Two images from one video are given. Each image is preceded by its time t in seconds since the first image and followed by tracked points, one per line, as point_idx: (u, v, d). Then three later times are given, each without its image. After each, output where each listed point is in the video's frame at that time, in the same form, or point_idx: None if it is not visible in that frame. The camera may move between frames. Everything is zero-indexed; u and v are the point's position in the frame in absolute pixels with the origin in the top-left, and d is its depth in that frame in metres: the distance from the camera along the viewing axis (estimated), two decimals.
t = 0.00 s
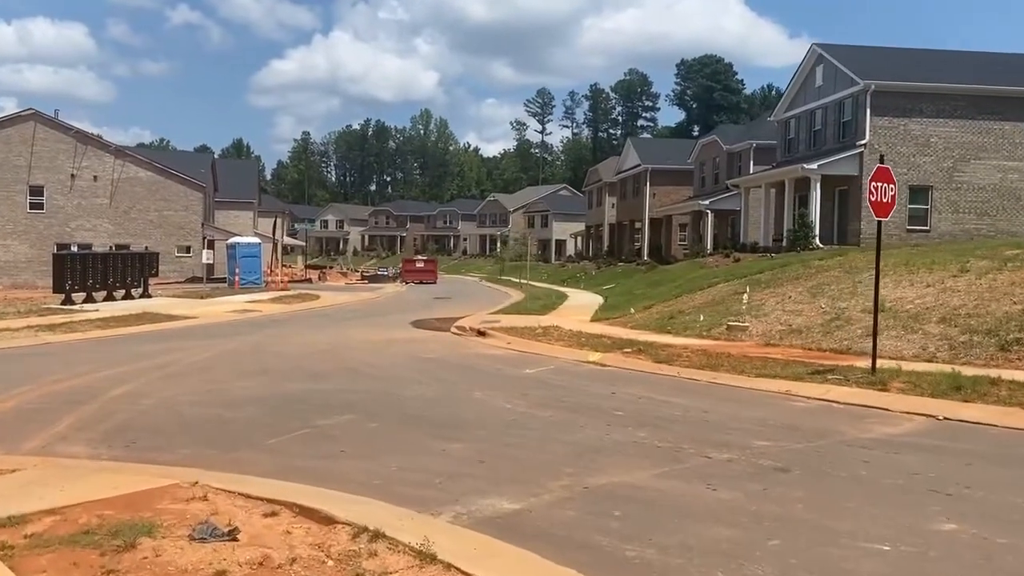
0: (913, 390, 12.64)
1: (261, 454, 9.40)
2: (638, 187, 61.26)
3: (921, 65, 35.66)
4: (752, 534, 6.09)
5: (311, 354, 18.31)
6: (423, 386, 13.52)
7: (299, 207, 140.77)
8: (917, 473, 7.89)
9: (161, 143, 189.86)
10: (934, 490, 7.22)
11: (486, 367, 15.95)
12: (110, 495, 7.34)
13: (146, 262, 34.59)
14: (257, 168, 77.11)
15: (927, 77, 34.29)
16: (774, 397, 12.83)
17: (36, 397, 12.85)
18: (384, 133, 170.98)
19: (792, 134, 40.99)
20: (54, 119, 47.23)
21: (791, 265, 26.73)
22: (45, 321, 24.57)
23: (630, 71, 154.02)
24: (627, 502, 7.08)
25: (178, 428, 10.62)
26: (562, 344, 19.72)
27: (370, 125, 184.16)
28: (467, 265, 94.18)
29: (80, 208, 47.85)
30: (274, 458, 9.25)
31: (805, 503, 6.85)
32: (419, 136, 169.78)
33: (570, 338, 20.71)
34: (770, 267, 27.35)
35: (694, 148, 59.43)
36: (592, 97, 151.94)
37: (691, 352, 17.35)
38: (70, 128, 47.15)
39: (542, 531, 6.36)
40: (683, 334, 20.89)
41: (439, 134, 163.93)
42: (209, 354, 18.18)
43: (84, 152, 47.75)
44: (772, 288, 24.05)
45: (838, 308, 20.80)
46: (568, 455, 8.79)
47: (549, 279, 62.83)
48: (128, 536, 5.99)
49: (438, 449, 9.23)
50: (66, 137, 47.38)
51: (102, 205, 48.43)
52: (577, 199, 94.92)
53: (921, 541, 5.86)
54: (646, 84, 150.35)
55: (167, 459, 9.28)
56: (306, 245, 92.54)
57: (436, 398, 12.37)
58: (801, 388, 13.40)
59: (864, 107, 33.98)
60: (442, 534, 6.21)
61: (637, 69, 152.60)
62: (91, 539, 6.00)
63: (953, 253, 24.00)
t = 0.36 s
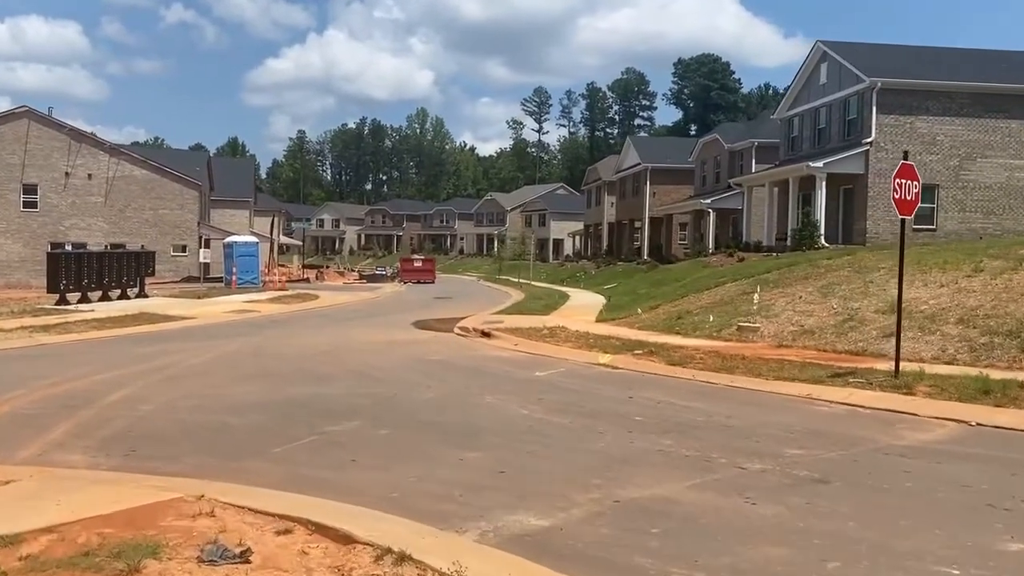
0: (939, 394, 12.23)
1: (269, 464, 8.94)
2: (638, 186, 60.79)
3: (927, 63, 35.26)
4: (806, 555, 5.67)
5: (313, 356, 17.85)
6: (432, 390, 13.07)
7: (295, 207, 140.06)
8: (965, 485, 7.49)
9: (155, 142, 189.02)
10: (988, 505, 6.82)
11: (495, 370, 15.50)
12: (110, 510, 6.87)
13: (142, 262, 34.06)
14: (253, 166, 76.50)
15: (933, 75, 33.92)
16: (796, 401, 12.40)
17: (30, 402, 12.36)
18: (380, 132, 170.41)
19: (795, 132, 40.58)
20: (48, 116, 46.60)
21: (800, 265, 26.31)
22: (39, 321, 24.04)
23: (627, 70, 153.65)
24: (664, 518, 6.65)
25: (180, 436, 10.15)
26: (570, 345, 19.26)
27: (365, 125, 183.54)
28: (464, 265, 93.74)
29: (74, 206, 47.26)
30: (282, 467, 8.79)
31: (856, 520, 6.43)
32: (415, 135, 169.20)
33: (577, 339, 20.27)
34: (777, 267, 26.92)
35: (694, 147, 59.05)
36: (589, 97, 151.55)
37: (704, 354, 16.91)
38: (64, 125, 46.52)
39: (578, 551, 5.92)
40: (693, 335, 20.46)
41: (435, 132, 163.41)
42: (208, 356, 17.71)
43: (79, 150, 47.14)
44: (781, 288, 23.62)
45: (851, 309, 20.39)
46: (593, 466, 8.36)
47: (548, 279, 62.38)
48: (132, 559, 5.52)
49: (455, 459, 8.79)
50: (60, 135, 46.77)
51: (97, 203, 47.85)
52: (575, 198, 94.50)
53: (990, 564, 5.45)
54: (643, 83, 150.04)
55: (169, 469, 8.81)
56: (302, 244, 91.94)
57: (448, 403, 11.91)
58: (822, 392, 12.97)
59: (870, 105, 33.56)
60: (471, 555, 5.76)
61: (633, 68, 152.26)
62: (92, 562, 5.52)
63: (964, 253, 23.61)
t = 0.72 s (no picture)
0: (968, 398, 11.84)
1: (279, 472, 8.51)
2: (638, 185, 60.38)
3: (934, 61, 34.91)
4: None
5: (317, 357, 17.42)
6: (443, 393, 12.65)
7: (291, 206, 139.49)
8: (1019, 497, 7.10)
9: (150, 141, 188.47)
10: None
11: (505, 372, 15.08)
12: (113, 524, 6.43)
13: (139, 261, 33.58)
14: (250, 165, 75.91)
15: (940, 73, 33.58)
16: (820, 405, 12.00)
17: (27, 405, 11.94)
18: (377, 131, 169.79)
19: (799, 131, 40.20)
20: (43, 114, 46.07)
21: (808, 264, 25.92)
22: (35, 321, 23.57)
23: (624, 70, 153.20)
24: (707, 534, 6.24)
25: (185, 442, 9.73)
26: (579, 346, 18.85)
27: (362, 124, 182.90)
28: (462, 264, 93.36)
29: (70, 205, 46.73)
30: (294, 476, 8.38)
31: (911, 535, 6.06)
32: (412, 134, 168.72)
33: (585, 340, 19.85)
34: (785, 266, 26.53)
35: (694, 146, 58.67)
36: (586, 96, 151.14)
37: (718, 356, 16.51)
38: (59, 123, 45.97)
39: (620, 570, 5.53)
40: (704, 336, 20.05)
41: (432, 132, 162.87)
42: (209, 357, 17.27)
43: (75, 148, 46.63)
44: (791, 288, 23.22)
45: (864, 308, 20.00)
46: (622, 474, 7.97)
47: (547, 279, 62.01)
48: None
49: (476, 467, 8.37)
50: (55, 133, 46.24)
51: (93, 202, 47.33)
52: (573, 198, 94.02)
53: None
54: (640, 83, 149.61)
55: (174, 477, 8.40)
56: (299, 243, 91.38)
57: (461, 407, 11.50)
58: (846, 395, 12.57)
59: (876, 103, 33.21)
60: None
61: (631, 68, 151.84)
62: None
63: (976, 252, 23.23)
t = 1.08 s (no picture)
0: (999, 400, 11.45)
1: (289, 480, 8.09)
2: (639, 184, 59.96)
3: (940, 58, 34.57)
4: None
5: (320, 358, 16.95)
6: (455, 395, 12.21)
7: (288, 206, 138.91)
8: None
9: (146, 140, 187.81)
10: None
11: (516, 373, 14.64)
12: (117, 539, 6.01)
13: (137, 260, 33.10)
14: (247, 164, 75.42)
15: (947, 70, 33.23)
16: (845, 407, 11.62)
17: (22, 409, 11.48)
18: (374, 130, 169.26)
19: (804, 129, 39.81)
20: (39, 112, 45.57)
21: (818, 263, 25.53)
22: (31, 321, 23.11)
23: (622, 69, 152.82)
24: (753, 547, 5.85)
25: (188, 448, 9.29)
26: (589, 346, 18.44)
27: (359, 123, 182.38)
28: (461, 264, 92.97)
29: (66, 204, 46.21)
30: (306, 484, 7.97)
31: (972, 551, 5.68)
32: (409, 133, 168.21)
33: (595, 339, 19.43)
34: (793, 265, 26.14)
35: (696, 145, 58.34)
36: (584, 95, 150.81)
37: (733, 357, 16.12)
38: (55, 121, 45.47)
39: None
40: (715, 336, 19.65)
41: (430, 131, 162.39)
42: (210, 358, 16.81)
43: (71, 146, 46.11)
44: (801, 287, 22.83)
45: (878, 308, 19.60)
46: (653, 483, 7.54)
47: (547, 278, 61.63)
48: None
49: (496, 474, 7.97)
50: (51, 131, 45.73)
51: (89, 201, 46.80)
52: (572, 198, 93.67)
53: None
54: (639, 82, 149.27)
55: (179, 486, 7.96)
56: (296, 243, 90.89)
57: (474, 411, 11.06)
58: (870, 397, 12.18)
59: (883, 100, 32.83)
60: None
61: (629, 67, 151.48)
62: None
63: (989, 251, 22.88)
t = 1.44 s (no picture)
0: None
1: (302, 490, 7.69)
2: (640, 183, 59.58)
3: (948, 56, 34.22)
4: None
5: (325, 360, 16.55)
6: (466, 399, 11.82)
7: (286, 205, 138.41)
8: None
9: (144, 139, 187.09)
10: None
11: (527, 376, 14.24)
12: (122, 558, 5.60)
13: (136, 260, 32.67)
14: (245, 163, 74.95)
15: (955, 68, 32.88)
16: (872, 412, 11.23)
17: (19, 413, 11.06)
18: (372, 130, 168.77)
19: (809, 128, 39.47)
20: (36, 110, 45.06)
21: (828, 263, 25.18)
22: (28, 322, 22.66)
23: (621, 69, 152.47)
24: (806, 568, 5.47)
25: (194, 456, 8.88)
26: (600, 348, 18.05)
27: (357, 122, 181.90)
28: (460, 263, 92.60)
29: (63, 203, 45.76)
30: (320, 495, 7.58)
31: None
32: (407, 132, 167.75)
33: (604, 341, 19.05)
34: (803, 265, 25.80)
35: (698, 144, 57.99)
36: (583, 95, 150.41)
37: (750, 359, 15.74)
38: (53, 119, 44.96)
39: None
40: (726, 337, 19.28)
41: (428, 131, 161.97)
42: (212, 360, 16.39)
43: (68, 145, 45.62)
44: (813, 287, 22.49)
45: (893, 309, 19.24)
46: (686, 496, 7.17)
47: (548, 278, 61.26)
48: None
49: (520, 485, 7.58)
50: (49, 129, 45.21)
51: (87, 200, 46.34)
52: (572, 197, 93.35)
53: None
54: (638, 81, 148.83)
55: (185, 497, 7.56)
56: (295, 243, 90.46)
57: (489, 416, 10.66)
58: (896, 401, 11.80)
59: (891, 98, 32.48)
60: None
61: (628, 66, 151.05)
62: None
63: (1003, 250, 22.54)
